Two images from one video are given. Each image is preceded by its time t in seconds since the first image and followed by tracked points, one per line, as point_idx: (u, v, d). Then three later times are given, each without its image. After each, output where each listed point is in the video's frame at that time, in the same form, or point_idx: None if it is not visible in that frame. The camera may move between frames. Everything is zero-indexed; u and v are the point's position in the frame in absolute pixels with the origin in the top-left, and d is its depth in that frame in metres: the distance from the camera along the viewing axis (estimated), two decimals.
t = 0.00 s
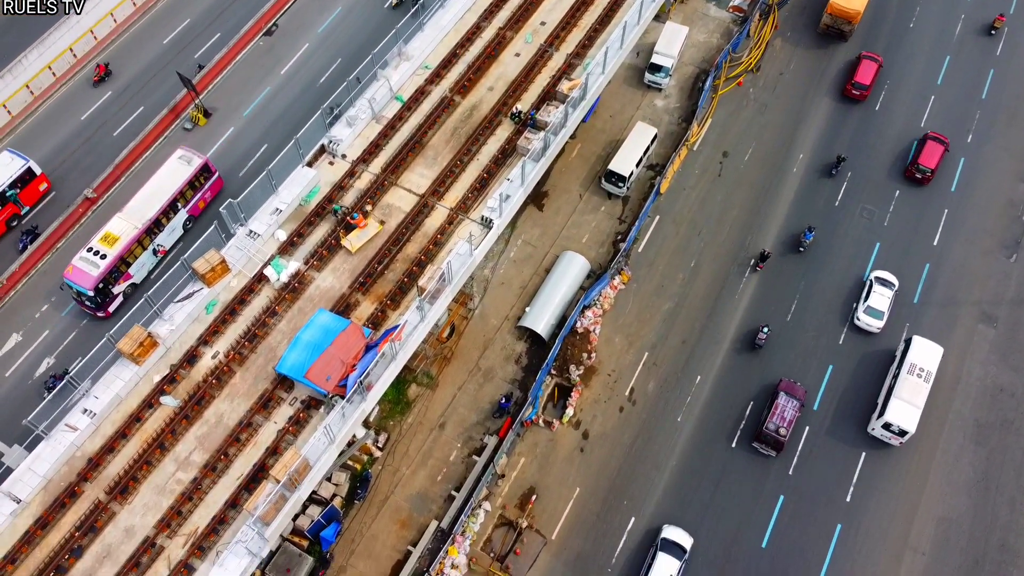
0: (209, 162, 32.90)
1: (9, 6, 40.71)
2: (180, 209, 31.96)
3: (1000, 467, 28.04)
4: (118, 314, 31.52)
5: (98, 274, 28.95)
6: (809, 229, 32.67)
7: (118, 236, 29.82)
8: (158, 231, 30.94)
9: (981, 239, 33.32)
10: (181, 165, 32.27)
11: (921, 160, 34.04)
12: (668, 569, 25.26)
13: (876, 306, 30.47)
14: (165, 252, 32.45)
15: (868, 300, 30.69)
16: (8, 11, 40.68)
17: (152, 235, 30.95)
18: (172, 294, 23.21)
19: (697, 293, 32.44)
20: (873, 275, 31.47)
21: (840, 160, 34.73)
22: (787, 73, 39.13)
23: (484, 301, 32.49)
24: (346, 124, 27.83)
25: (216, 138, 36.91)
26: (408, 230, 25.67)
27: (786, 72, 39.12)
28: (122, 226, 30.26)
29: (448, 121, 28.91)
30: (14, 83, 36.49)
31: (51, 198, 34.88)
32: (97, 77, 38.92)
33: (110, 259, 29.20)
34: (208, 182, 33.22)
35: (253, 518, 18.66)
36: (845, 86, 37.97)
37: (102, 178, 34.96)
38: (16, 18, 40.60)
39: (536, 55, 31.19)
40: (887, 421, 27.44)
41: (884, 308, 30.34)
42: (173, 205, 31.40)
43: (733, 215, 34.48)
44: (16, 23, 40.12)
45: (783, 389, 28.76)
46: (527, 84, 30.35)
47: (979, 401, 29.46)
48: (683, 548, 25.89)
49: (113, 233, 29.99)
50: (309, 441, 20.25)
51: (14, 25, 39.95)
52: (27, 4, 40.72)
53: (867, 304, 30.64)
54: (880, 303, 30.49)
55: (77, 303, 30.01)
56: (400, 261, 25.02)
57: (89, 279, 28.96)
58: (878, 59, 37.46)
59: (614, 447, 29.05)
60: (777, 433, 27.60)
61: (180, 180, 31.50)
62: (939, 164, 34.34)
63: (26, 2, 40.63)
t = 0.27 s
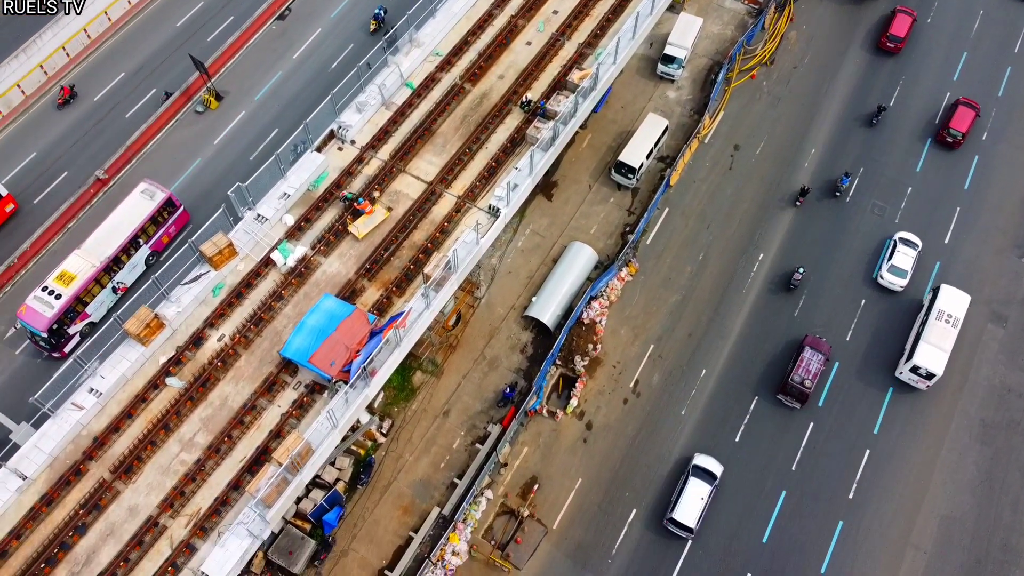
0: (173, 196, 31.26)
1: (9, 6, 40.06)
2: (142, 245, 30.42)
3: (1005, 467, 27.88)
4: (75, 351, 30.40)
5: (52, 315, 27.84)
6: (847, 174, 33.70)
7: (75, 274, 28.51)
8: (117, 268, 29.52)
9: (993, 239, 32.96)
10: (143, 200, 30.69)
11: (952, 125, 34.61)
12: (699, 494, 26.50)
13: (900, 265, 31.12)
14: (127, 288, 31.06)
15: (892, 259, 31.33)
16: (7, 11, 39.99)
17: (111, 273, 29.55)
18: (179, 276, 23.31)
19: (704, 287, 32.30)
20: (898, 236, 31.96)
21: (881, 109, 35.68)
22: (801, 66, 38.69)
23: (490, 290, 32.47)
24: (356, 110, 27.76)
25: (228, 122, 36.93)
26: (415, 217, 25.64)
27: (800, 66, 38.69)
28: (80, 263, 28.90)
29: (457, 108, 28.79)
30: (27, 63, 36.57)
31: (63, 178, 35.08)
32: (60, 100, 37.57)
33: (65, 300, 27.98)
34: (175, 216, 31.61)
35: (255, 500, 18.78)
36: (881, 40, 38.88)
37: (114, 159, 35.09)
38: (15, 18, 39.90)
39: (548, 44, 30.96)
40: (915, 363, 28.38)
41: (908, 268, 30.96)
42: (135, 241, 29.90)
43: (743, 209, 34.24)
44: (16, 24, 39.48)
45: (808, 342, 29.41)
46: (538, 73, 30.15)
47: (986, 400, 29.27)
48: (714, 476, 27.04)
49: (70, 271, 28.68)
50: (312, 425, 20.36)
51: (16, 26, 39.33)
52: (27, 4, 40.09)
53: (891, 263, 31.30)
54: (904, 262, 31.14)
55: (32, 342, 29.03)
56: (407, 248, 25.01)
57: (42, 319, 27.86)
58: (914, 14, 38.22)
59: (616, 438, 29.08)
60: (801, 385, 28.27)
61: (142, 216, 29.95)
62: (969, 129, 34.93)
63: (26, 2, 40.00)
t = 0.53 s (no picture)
0: (130, 242, 29.51)
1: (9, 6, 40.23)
2: (95, 294, 28.59)
3: (1012, 476, 27.64)
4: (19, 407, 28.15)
5: None
6: (890, 125, 34.91)
7: (21, 326, 26.55)
8: (67, 319, 27.66)
9: (1006, 245, 32.59)
10: (98, 246, 28.86)
11: (988, 95, 35.30)
12: (736, 425, 27.71)
13: (927, 231, 31.78)
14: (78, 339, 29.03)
15: (920, 225, 31.97)
16: (7, 11, 40.23)
17: (61, 324, 27.64)
18: (187, 264, 23.43)
19: (712, 287, 32.15)
20: (926, 203, 32.57)
21: (928, 63, 36.92)
22: (817, 67, 38.35)
23: (498, 285, 32.46)
24: (368, 102, 27.78)
25: (241, 111, 37.03)
26: (424, 211, 25.63)
27: (816, 67, 38.37)
28: (26, 314, 26.96)
29: (469, 102, 28.75)
30: (45, 49, 37.01)
31: (77, 164, 35.32)
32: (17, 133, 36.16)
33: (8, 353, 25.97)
34: (132, 263, 29.91)
35: (256, 488, 18.87)
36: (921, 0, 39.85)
37: (127, 146, 35.30)
38: (15, 18, 40.12)
39: (561, 40, 30.83)
40: (948, 314, 29.09)
41: (935, 233, 31.62)
42: (87, 289, 28.09)
43: (754, 210, 34.02)
44: (17, 25, 39.68)
45: (838, 304, 30.05)
46: (550, 68, 30.04)
47: (995, 408, 29.00)
48: (750, 410, 28.22)
49: (16, 322, 26.76)
50: (315, 416, 20.45)
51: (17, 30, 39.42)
52: (28, 4, 40.31)
53: (919, 229, 31.94)
54: (932, 228, 31.78)
55: None
56: (415, 241, 25.02)
57: None
58: None
59: (620, 436, 29.04)
60: (831, 344, 29.00)
61: (97, 263, 28.24)
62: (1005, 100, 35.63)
63: (26, 2, 40.25)
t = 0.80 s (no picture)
0: (85, 289, 28.70)
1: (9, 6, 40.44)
2: (48, 342, 27.75)
3: (1019, 488, 27.36)
4: None
5: None
6: (930, 89, 35.97)
7: None
8: (17, 369, 26.88)
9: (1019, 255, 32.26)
10: (52, 294, 28.15)
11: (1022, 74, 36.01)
12: (773, 372, 28.67)
13: (955, 206, 32.32)
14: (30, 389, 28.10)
15: (948, 199, 32.54)
16: (7, 11, 40.47)
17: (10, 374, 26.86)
18: (196, 256, 23.56)
19: (720, 292, 32.01)
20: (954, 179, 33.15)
21: (971, 30, 37.86)
22: (832, 73, 38.12)
23: (506, 284, 32.46)
24: (379, 99, 27.85)
25: (255, 105, 37.19)
26: (433, 208, 25.67)
27: (830, 73, 38.13)
28: None
29: (480, 101, 28.75)
30: (63, 40, 37.40)
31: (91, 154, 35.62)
32: None
33: None
34: (89, 311, 29.10)
35: (259, 480, 18.95)
36: None
37: (141, 138, 35.58)
38: (15, 18, 40.37)
39: (574, 41, 30.79)
40: (980, 277, 29.79)
41: (963, 208, 32.17)
42: (39, 338, 27.31)
43: (765, 215, 33.86)
44: (16, 24, 39.88)
45: (867, 277, 30.62)
46: (562, 69, 30.02)
47: (1003, 419, 28.72)
48: (787, 358, 29.17)
49: None
50: (319, 410, 20.52)
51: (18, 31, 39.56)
52: (27, 4, 40.59)
53: (946, 203, 32.51)
54: (959, 204, 32.33)
55: None
56: (423, 238, 25.04)
57: None
58: None
59: (624, 439, 28.97)
60: (860, 314, 29.65)
61: (49, 311, 27.50)
62: None
63: (26, 2, 40.53)
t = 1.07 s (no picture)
0: (33, 337, 27.88)
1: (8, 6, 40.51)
2: None
3: None
4: None
5: None
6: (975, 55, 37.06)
7: None
8: None
9: None
10: None
11: None
12: (813, 324, 29.61)
13: (985, 184, 32.85)
14: None
15: (979, 178, 33.07)
16: (7, 11, 40.54)
17: None
18: (206, 248, 23.72)
19: (730, 297, 31.85)
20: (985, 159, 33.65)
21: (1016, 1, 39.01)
22: (848, 80, 37.83)
23: (515, 284, 32.46)
24: (392, 96, 27.92)
25: (270, 100, 37.37)
26: (442, 206, 25.68)
27: (847, 80, 37.85)
28: None
29: (492, 100, 28.75)
30: (82, 30, 37.71)
31: (107, 144, 35.93)
32: None
33: None
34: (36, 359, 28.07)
35: (262, 472, 19.02)
36: None
37: (157, 130, 35.86)
38: (15, 18, 40.42)
39: (588, 42, 30.70)
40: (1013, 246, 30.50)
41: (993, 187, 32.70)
42: None
43: (777, 220, 33.66)
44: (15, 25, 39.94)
45: (898, 254, 30.99)
46: (576, 70, 29.95)
47: (1013, 433, 28.38)
48: (827, 311, 30.06)
49: None
50: (323, 404, 20.59)
51: (20, 31, 39.57)
52: (28, 4, 40.64)
53: (977, 182, 33.04)
54: (990, 182, 32.87)
55: None
56: (432, 236, 25.06)
57: None
58: None
59: (629, 441, 28.89)
60: (890, 289, 30.00)
61: None
62: None
63: (26, 2, 40.55)
